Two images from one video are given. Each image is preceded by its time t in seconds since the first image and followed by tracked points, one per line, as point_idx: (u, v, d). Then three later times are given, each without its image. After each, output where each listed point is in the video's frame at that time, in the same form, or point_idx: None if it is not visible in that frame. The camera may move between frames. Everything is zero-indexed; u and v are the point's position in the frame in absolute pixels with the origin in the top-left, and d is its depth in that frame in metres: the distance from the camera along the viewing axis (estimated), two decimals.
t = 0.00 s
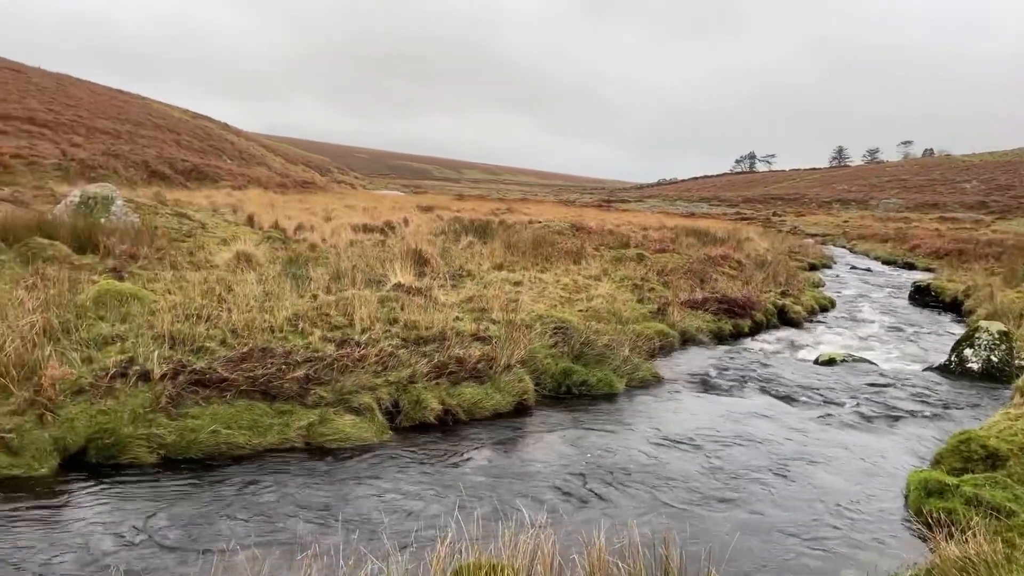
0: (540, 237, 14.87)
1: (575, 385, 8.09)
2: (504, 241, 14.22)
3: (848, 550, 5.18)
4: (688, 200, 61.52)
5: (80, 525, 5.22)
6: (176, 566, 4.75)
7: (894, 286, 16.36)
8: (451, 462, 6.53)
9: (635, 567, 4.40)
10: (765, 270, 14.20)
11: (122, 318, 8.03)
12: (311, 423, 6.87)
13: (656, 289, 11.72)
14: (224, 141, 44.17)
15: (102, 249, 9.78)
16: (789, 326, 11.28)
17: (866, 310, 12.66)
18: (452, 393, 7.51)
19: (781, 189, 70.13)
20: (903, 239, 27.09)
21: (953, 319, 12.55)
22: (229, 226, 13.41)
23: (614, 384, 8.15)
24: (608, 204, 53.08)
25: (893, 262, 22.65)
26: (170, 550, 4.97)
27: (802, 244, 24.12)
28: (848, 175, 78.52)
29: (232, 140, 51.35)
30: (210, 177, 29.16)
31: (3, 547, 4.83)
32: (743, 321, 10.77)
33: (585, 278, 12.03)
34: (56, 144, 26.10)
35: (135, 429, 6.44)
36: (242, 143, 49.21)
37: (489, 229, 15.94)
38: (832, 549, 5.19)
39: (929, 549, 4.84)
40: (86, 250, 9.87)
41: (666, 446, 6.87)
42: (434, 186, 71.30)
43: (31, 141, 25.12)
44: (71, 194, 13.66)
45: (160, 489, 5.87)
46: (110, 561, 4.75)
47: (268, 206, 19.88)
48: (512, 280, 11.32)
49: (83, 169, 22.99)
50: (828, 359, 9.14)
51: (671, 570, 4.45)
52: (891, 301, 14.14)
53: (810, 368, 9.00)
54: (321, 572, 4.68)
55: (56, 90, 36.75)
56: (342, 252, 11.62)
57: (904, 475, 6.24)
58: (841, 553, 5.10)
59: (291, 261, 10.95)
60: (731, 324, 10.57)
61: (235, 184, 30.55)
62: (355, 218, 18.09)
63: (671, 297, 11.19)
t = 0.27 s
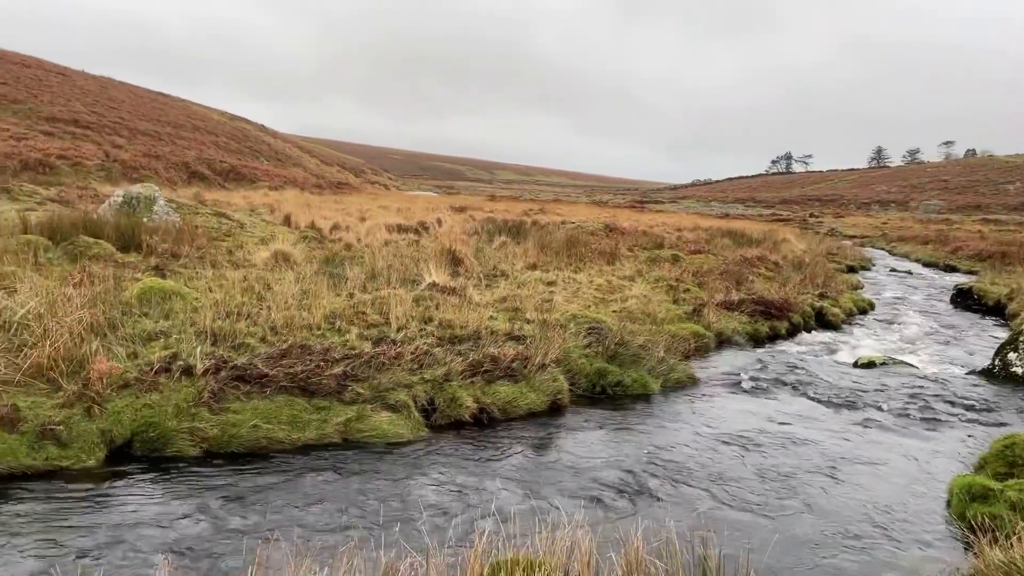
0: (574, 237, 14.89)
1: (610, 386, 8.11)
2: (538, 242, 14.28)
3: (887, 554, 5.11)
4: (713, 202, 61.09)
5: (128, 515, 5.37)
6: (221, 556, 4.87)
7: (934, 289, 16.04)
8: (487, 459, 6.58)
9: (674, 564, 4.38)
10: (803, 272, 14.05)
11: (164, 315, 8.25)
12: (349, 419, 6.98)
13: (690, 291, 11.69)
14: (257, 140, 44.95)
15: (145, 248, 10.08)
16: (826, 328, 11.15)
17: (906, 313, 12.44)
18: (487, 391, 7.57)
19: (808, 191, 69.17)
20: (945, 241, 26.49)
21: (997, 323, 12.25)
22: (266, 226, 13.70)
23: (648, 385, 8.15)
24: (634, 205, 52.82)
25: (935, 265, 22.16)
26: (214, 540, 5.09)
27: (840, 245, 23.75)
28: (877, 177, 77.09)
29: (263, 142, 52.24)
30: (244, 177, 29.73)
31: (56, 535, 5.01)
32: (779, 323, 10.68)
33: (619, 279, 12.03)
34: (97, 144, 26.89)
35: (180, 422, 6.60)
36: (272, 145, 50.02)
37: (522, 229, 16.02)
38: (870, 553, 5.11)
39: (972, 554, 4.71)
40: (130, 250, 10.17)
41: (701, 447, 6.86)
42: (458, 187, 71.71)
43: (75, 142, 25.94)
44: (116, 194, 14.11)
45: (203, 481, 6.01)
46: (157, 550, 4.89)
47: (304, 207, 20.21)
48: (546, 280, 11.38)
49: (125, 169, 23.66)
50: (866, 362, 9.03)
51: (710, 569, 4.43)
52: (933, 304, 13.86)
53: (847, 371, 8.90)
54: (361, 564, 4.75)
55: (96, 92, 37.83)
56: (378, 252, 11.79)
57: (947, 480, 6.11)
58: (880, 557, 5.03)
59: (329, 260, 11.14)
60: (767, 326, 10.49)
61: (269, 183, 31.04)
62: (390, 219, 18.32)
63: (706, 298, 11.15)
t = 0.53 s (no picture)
0: (601, 238, 14.85)
1: (638, 386, 8.06)
2: (565, 242, 14.26)
3: (922, 559, 4.99)
4: (737, 204, 60.55)
5: (161, 509, 5.45)
6: (251, 551, 4.91)
7: (971, 292, 15.66)
8: (514, 458, 6.57)
9: (706, 565, 4.30)
10: (834, 274, 13.84)
11: (197, 313, 8.40)
12: (377, 416, 7.01)
13: (720, 292, 11.58)
14: (284, 141, 45.56)
15: (178, 248, 10.27)
16: (859, 330, 10.97)
17: (942, 316, 12.17)
18: (514, 391, 7.57)
19: (834, 194, 68.16)
20: (982, 242, 25.87)
21: None
22: (296, 226, 13.88)
23: (677, 386, 8.09)
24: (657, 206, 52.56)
25: (971, 267, 21.64)
26: (244, 535, 5.13)
27: (872, 246, 23.35)
28: (906, 179, 75.70)
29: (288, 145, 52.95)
30: (271, 178, 30.14)
31: (90, 527, 5.10)
32: (810, 325, 10.54)
33: (647, 279, 11.97)
34: (130, 145, 27.49)
35: (212, 418, 6.69)
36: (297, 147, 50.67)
37: (549, 229, 16.02)
38: (905, 557, 5.00)
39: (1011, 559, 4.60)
40: (163, 249, 10.38)
41: (730, 449, 6.77)
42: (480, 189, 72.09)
43: (109, 144, 26.57)
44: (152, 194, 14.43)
45: (234, 477, 6.07)
46: (189, 544, 4.95)
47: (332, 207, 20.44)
48: (573, 280, 11.36)
49: (158, 169, 24.16)
50: (900, 365, 8.86)
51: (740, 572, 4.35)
52: (970, 307, 13.53)
53: (880, 374, 8.74)
54: (389, 561, 4.75)
55: (131, 93, 38.72)
56: (407, 251, 11.87)
57: (984, 485, 5.95)
58: (915, 561, 4.91)
59: (358, 260, 11.24)
60: (798, 328, 10.35)
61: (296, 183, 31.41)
62: (417, 218, 18.44)
63: (736, 299, 11.05)
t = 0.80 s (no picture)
0: (623, 239, 14.80)
1: (660, 389, 8.02)
2: (587, 243, 14.22)
3: (952, 563, 4.87)
4: (756, 203, 60.01)
5: (185, 506, 5.50)
6: (274, 550, 4.93)
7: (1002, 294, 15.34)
8: (535, 460, 6.55)
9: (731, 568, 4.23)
10: (860, 276, 13.66)
11: (221, 312, 8.48)
12: (398, 417, 7.02)
13: (743, 294, 11.49)
14: (302, 141, 45.91)
15: (203, 248, 10.39)
16: (885, 333, 10.82)
17: (971, 319, 11.95)
18: (535, 392, 7.55)
19: (855, 193, 67.28)
20: (1012, 243, 25.33)
21: None
22: (318, 226, 13.99)
23: (700, 389, 8.03)
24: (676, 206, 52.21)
25: (1001, 269, 21.22)
26: (267, 534, 5.15)
27: (898, 248, 23.00)
28: (929, 178, 74.50)
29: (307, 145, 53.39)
30: (291, 177, 30.38)
31: (115, 524, 5.14)
32: (835, 327, 10.42)
33: (669, 281, 11.90)
34: (155, 145, 27.88)
35: (235, 417, 6.74)
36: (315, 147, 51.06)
37: (571, 230, 15.99)
38: (935, 561, 4.88)
39: None
40: (188, 249, 10.51)
41: (754, 452, 6.69)
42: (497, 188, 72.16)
43: (135, 144, 26.98)
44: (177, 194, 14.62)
45: (257, 476, 6.11)
46: (213, 542, 4.98)
47: (354, 207, 20.56)
48: (595, 281, 11.33)
49: (183, 168, 24.47)
50: (927, 369, 8.72)
51: None
52: (1000, 310, 13.25)
53: (907, 377, 8.59)
54: (411, 561, 4.74)
55: (155, 93, 39.27)
56: (429, 252, 11.91)
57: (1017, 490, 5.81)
58: (945, 566, 4.79)
59: (380, 260, 11.30)
60: (823, 330, 10.23)
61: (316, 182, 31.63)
62: (439, 219, 18.50)
63: (759, 301, 10.95)
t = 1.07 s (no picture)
0: (640, 239, 14.74)
1: (677, 391, 7.98)
2: (604, 244, 14.19)
3: (977, 569, 4.79)
4: (771, 203, 59.65)
5: (203, 506, 5.53)
6: (291, 551, 4.94)
7: None
8: (552, 462, 6.53)
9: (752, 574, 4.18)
10: (880, 278, 13.52)
11: (239, 312, 8.53)
12: (415, 418, 7.03)
13: (761, 295, 11.41)
14: (319, 140, 46.16)
15: (222, 248, 10.47)
16: (906, 336, 10.69)
17: (994, 322, 11.79)
18: (552, 394, 7.53)
19: (870, 194, 66.70)
20: None
21: None
22: (336, 226, 14.07)
23: (717, 391, 7.98)
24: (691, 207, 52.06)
25: None
26: (285, 535, 5.17)
27: (919, 249, 22.72)
28: (946, 178, 73.71)
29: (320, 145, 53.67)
30: (306, 177, 30.55)
31: (135, 524, 5.18)
32: (855, 329, 10.32)
33: (686, 282, 11.84)
34: (173, 146, 28.17)
35: (253, 417, 6.77)
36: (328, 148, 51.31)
37: (587, 231, 15.96)
38: (958, 567, 4.80)
39: None
40: (207, 249, 10.59)
41: (773, 455, 6.63)
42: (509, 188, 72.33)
43: (153, 144, 27.27)
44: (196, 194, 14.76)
45: (274, 476, 6.13)
46: (231, 543, 5.00)
47: (370, 208, 20.64)
48: (612, 282, 11.30)
49: (201, 168, 24.70)
50: (949, 372, 8.62)
51: None
52: None
53: (928, 381, 8.49)
54: (428, 563, 4.73)
55: (172, 93, 39.66)
56: (445, 253, 11.93)
57: None
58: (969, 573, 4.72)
59: (396, 260, 11.33)
60: (842, 332, 10.14)
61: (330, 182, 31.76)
62: (455, 220, 18.52)
63: (778, 302, 10.88)
